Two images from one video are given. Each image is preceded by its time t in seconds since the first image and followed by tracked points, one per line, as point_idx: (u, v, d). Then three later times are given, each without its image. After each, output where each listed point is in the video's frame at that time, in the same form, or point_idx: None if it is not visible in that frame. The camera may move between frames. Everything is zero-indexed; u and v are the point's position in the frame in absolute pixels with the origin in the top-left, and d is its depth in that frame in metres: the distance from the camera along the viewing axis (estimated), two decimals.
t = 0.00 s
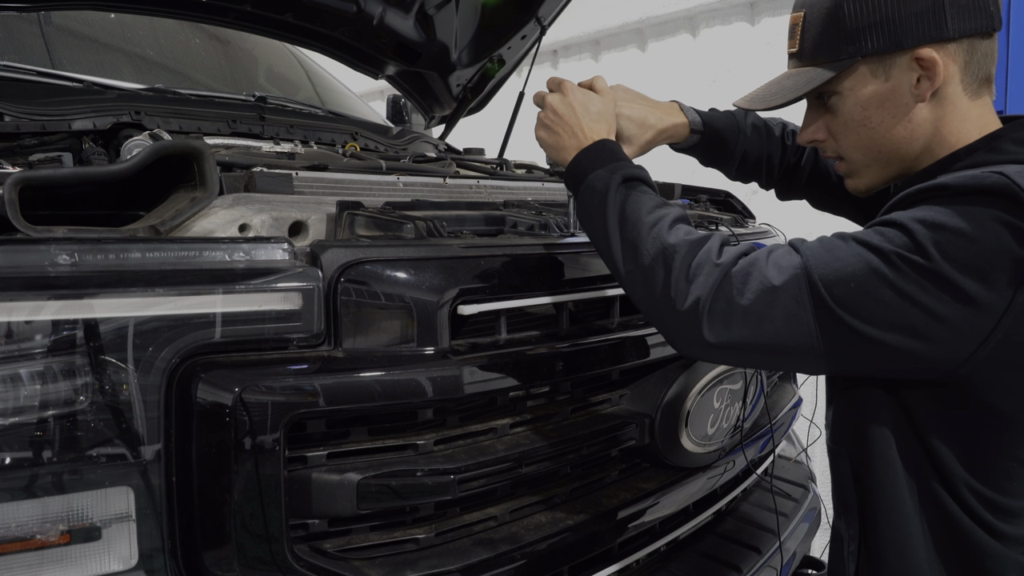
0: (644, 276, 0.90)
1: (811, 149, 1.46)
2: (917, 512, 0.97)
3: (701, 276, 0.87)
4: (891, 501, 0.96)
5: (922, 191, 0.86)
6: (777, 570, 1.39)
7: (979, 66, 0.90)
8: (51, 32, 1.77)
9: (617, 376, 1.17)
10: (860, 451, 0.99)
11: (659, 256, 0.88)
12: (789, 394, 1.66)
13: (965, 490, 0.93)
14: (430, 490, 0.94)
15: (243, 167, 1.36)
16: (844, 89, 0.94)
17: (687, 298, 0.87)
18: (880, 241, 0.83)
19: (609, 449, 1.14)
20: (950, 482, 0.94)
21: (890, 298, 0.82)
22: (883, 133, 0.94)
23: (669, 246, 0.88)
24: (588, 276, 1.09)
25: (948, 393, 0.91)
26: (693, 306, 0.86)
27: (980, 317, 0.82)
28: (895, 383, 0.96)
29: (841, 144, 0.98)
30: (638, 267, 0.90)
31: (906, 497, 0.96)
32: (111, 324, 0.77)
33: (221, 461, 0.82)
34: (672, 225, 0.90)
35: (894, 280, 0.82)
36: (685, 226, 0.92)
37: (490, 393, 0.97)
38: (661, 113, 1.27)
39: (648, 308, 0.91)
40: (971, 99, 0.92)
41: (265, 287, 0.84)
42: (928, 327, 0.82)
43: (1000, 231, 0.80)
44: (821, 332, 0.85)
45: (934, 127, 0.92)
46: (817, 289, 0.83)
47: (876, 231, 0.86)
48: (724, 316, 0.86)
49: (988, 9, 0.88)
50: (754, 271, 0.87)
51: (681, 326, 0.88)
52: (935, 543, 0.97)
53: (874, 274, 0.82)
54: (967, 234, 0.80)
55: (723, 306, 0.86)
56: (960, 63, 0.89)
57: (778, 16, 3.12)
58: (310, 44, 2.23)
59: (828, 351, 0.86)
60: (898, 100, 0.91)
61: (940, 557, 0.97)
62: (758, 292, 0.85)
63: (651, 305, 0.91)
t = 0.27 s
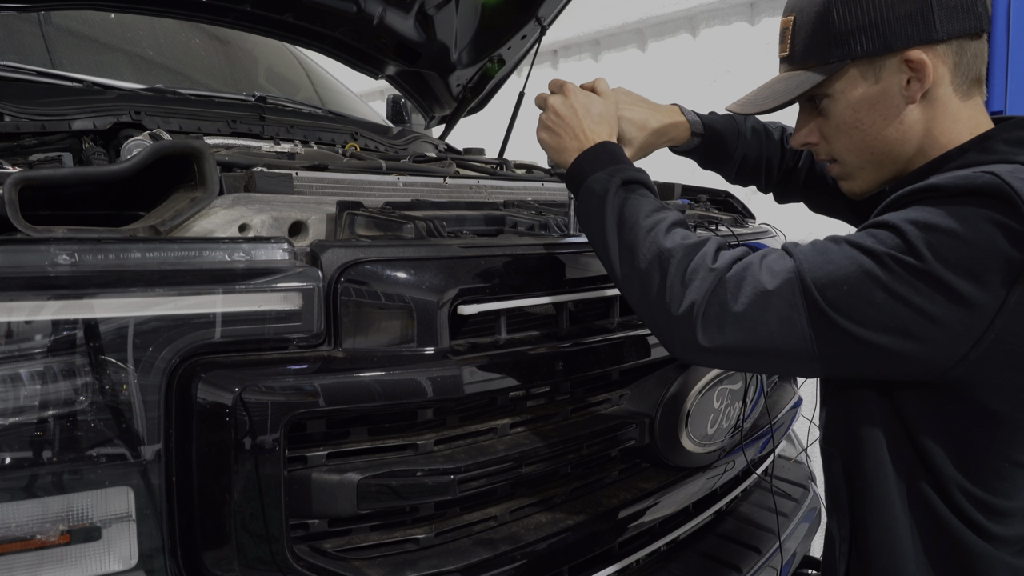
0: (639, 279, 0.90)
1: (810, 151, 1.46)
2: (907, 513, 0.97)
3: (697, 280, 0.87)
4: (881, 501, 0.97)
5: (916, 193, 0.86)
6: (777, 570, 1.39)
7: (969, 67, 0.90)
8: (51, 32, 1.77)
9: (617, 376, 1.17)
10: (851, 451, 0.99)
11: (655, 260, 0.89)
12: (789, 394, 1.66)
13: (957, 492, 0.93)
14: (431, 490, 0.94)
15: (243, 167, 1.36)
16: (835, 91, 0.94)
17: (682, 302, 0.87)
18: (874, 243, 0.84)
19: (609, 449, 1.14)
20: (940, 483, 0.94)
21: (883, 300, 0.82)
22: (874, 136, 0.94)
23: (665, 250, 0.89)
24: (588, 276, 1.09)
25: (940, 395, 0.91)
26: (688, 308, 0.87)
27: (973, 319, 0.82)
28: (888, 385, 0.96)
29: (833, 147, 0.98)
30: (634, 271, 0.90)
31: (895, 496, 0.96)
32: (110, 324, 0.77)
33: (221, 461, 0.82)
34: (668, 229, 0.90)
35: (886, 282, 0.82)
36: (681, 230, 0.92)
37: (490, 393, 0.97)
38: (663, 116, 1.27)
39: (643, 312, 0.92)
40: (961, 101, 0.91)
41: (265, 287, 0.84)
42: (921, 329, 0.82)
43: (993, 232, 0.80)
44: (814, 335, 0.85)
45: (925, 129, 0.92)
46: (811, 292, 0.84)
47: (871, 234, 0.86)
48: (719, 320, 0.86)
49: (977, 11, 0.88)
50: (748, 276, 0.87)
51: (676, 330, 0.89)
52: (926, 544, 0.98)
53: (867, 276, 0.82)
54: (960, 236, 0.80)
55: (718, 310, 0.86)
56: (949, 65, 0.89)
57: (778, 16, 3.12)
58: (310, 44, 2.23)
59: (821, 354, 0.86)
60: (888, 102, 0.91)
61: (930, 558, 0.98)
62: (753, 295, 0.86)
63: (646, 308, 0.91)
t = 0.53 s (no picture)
0: (643, 279, 0.90)
1: (815, 154, 1.46)
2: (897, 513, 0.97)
3: (699, 279, 0.87)
4: (874, 499, 0.97)
5: (923, 193, 0.86)
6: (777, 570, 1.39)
7: (984, 68, 0.90)
8: (51, 32, 1.77)
9: (617, 377, 1.17)
10: (847, 450, 1.00)
11: (659, 259, 0.89)
12: (789, 394, 1.66)
13: (954, 497, 0.92)
14: (430, 490, 0.94)
15: (243, 167, 1.35)
16: (848, 90, 0.94)
17: (685, 301, 0.87)
18: (880, 244, 0.84)
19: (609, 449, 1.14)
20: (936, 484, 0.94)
21: (887, 300, 0.82)
22: (885, 136, 0.94)
23: (668, 249, 0.89)
24: (588, 276, 1.09)
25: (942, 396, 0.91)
26: (691, 308, 0.87)
27: (977, 320, 0.82)
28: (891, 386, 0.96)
29: (843, 146, 0.98)
30: (636, 270, 0.90)
31: (888, 496, 0.96)
32: (111, 324, 0.77)
33: (221, 461, 0.82)
34: (672, 229, 0.90)
35: (891, 282, 0.82)
36: (685, 230, 0.92)
37: (490, 393, 0.97)
38: (666, 117, 1.27)
39: (645, 311, 0.92)
40: (974, 102, 0.91)
41: (265, 287, 0.84)
42: (924, 330, 0.82)
43: (999, 234, 0.80)
44: (817, 335, 0.85)
45: (936, 130, 0.92)
46: (815, 293, 0.84)
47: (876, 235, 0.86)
48: (721, 319, 0.86)
49: (992, 12, 0.88)
50: (752, 275, 0.87)
51: (678, 329, 0.88)
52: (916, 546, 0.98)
53: (872, 276, 0.82)
54: (966, 236, 0.80)
55: (720, 310, 0.86)
56: (963, 66, 0.89)
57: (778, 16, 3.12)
58: (310, 44, 2.23)
59: (823, 355, 0.86)
60: (900, 102, 0.91)
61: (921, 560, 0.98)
62: (756, 295, 0.86)
63: (649, 308, 0.91)
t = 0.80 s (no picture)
0: (650, 278, 0.90)
1: (819, 155, 1.46)
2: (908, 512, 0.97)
3: (706, 277, 0.87)
4: (883, 500, 0.96)
5: (931, 191, 0.86)
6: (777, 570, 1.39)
7: (999, 65, 0.90)
8: (51, 32, 1.77)
9: (617, 376, 1.17)
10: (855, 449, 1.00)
11: (666, 258, 0.89)
12: (789, 394, 1.66)
13: (964, 496, 0.93)
14: (431, 490, 0.94)
15: (243, 167, 1.35)
16: (862, 84, 0.94)
17: (692, 300, 0.87)
18: (887, 243, 0.83)
19: (609, 448, 1.14)
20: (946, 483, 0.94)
21: (895, 299, 0.82)
22: (898, 130, 0.94)
23: (675, 247, 0.88)
24: (588, 276, 1.09)
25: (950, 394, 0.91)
26: (698, 307, 0.87)
27: (986, 319, 0.81)
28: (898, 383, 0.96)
29: (855, 140, 0.98)
30: (643, 269, 0.90)
31: (898, 496, 0.96)
32: (110, 325, 0.77)
33: (221, 462, 0.82)
34: (678, 226, 0.90)
35: (900, 280, 0.82)
36: (692, 227, 0.92)
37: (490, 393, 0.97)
38: (665, 120, 1.26)
39: (653, 310, 0.91)
40: (987, 98, 0.92)
41: (265, 287, 0.84)
42: (933, 328, 0.82)
43: (1008, 232, 0.79)
44: (825, 334, 0.85)
45: (949, 126, 0.92)
46: (823, 292, 0.84)
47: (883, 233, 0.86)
48: (728, 318, 0.86)
49: (1009, 9, 0.88)
50: (759, 273, 0.87)
51: (686, 328, 0.88)
52: (925, 543, 0.98)
53: (880, 274, 0.82)
54: (976, 235, 0.80)
55: (727, 309, 0.86)
56: (977, 62, 0.89)
57: (778, 16, 3.12)
58: (310, 44, 2.22)
59: (831, 354, 0.86)
60: (914, 97, 0.91)
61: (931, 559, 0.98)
62: (763, 294, 0.86)
63: (656, 307, 0.91)
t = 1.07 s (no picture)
0: (700, 375, 0.86)
1: (823, 158, 1.46)
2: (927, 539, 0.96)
3: (755, 374, 0.82)
4: (900, 520, 0.96)
5: (957, 223, 0.83)
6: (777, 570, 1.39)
7: (1014, 60, 0.87)
8: (51, 32, 1.77)
9: (617, 376, 1.17)
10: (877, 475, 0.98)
11: (712, 354, 0.84)
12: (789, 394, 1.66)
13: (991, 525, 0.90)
14: (431, 490, 0.94)
15: (243, 167, 1.36)
16: (871, 72, 0.93)
17: (741, 395, 0.83)
18: (922, 298, 0.80)
19: (610, 448, 1.14)
20: (970, 508, 0.92)
21: (943, 361, 0.78)
22: (905, 120, 0.93)
23: (720, 340, 0.84)
24: (588, 276, 1.09)
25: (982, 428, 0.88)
26: (750, 403, 0.83)
27: None
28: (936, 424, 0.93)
29: (862, 129, 0.98)
30: (687, 356, 0.86)
31: (915, 518, 0.95)
32: (110, 324, 0.77)
33: (222, 462, 0.82)
34: (724, 313, 0.85)
35: (942, 341, 0.78)
36: (738, 311, 0.86)
37: (490, 393, 0.97)
38: (680, 99, 1.29)
39: (703, 398, 0.88)
40: (1002, 96, 0.89)
41: (265, 287, 0.84)
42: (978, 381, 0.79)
43: None
44: (880, 416, 0.81)
45: (958, 121, 0.90)
46: (871, 371, 0.80)
47: (913, 282, 0.82)
48: (781, 415, 0.82)
49: None
50: (805, 358, 0.82)
51: (737, 420, 0.85)
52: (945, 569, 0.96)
53: (920, 337, 0.78)
54: (1010, 273, 0.76)
55: (779, 405, 0.82)
56: (990, 57, 0.86)
57: (778, 16, 3.13)
58: (310, 44, 2.23)
59: (885, 434, 0.82)
60: (922, 88, 0.90)
61: None
62: (814, 383, 0.81)
63: (708, 399, 0.87)
